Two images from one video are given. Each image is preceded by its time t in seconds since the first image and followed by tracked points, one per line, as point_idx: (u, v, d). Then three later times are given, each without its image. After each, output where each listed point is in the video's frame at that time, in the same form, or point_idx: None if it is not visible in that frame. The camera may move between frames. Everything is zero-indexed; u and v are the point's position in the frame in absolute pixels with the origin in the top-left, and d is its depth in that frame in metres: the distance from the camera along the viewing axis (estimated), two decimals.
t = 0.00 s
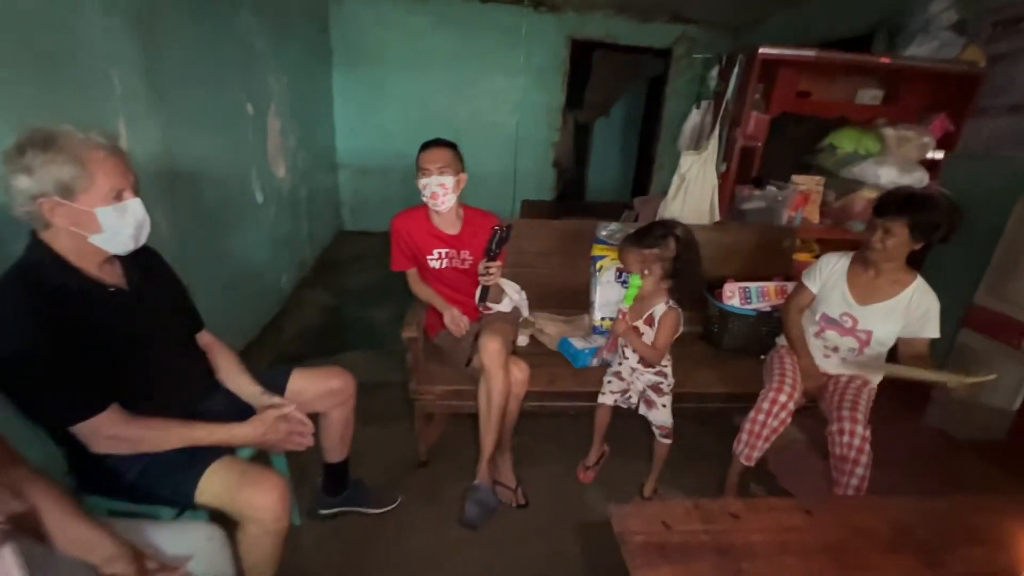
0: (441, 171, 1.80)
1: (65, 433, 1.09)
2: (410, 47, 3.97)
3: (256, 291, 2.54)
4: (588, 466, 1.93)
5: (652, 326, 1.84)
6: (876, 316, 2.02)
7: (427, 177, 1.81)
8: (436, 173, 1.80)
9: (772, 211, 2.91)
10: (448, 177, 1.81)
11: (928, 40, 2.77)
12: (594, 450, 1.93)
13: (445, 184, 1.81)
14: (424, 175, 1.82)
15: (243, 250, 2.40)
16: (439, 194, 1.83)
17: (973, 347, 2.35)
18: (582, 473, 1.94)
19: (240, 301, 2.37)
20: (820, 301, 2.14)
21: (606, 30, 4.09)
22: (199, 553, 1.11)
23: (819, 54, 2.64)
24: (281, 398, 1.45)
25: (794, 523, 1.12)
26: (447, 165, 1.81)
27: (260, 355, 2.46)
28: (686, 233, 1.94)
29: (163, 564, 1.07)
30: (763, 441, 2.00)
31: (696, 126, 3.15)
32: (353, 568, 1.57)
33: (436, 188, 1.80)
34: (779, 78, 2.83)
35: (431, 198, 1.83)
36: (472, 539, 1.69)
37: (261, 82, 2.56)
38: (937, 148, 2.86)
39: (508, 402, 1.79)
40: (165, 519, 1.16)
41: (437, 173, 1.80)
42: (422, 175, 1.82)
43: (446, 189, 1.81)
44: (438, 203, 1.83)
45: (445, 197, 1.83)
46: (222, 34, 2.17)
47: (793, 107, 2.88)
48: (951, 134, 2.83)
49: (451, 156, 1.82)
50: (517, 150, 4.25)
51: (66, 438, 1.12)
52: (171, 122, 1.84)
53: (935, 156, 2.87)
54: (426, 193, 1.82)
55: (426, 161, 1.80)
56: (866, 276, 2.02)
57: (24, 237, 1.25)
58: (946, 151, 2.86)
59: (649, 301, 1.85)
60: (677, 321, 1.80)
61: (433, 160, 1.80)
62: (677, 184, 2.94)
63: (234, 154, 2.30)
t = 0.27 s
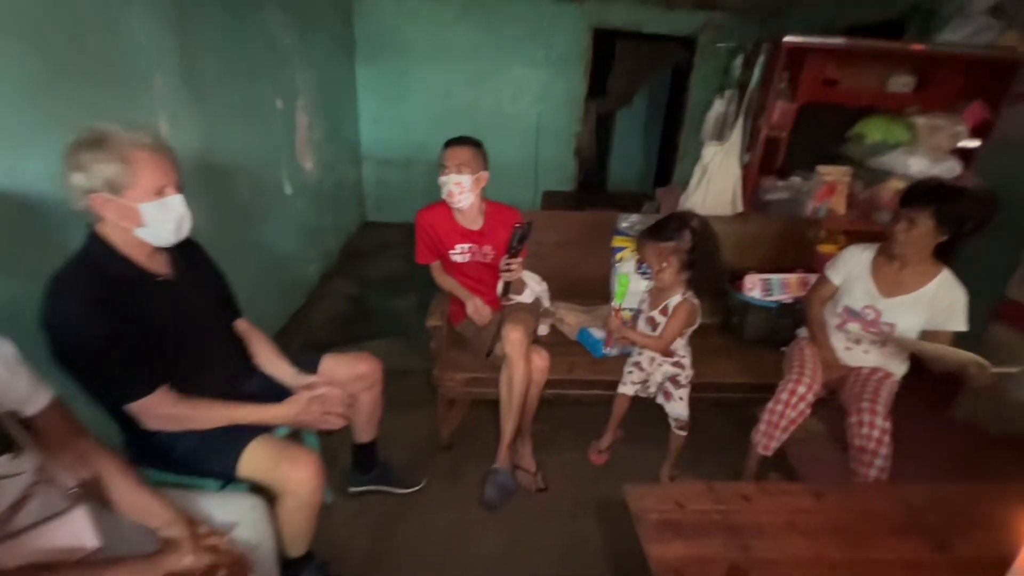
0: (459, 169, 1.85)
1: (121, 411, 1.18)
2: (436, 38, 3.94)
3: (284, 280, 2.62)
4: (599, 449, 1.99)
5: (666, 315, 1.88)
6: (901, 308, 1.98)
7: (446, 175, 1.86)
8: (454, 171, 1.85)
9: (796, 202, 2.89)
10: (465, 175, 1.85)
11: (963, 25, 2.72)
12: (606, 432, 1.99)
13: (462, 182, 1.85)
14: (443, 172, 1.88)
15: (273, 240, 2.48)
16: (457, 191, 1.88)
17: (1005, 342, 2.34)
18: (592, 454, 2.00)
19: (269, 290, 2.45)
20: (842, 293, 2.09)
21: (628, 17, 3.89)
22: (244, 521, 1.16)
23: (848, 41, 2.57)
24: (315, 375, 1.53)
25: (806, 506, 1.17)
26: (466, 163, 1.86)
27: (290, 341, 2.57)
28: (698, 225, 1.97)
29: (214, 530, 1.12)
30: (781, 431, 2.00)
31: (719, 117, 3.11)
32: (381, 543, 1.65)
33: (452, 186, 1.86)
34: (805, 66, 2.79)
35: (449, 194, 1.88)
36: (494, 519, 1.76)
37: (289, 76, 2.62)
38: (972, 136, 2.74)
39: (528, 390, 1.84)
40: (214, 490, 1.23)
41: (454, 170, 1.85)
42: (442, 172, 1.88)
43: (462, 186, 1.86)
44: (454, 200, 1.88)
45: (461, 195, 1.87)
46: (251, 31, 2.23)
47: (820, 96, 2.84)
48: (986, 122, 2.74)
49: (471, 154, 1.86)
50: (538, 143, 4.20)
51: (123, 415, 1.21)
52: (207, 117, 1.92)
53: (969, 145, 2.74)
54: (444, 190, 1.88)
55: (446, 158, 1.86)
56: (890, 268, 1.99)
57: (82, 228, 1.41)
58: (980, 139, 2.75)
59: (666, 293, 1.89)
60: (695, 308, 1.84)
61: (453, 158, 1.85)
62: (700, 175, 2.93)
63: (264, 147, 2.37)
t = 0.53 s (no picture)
0: (482, 169, 1.88)
1: (169, 394, 1.27)
2: (455, 33, 3.97)
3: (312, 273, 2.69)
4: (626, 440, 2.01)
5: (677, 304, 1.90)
6: (927, 300, 1.95)
7: (469, 174, 1.90)
8: (478, 170, 1.89)
9: (820, 191, 2.82)
10: (488, 174, 1.88)
11: (999, 8, 2.66)
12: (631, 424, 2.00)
13: (485, 180, 1.89)
14: (468, 171, 1.91)
15: (302, 234, 2.56)
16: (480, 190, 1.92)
17: None
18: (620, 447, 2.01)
19: (298, 283, 2.53)
20: (869, 285, 2.07)
21: (652, 6, 3.84)
22: (284, 500, 1.23)
23: (877, 27, 2.51)
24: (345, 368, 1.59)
25: (823, 492, 1.20)
26: (489, 162, 1.88)
27: (320, 332, 2.65)
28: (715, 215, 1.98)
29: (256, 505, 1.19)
30: (803, 422, 1.98)
31: (743, 107, 3.11)
32: (410, 526, 1.72)
33: (475, 184, 1.89)
34: (832, 55, 2.78)
35: (472, 193, 1.92)
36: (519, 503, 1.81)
37: (315, 74, 2.67)
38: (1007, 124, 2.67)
39: (550, 379, 1.88)
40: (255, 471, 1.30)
41: (478, 170, 1.89)
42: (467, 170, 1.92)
43: (484, 186, 1.89)
44: (477, 198, 1.92)
45: (484, 194, 1.90)
46: (278, 32, 2.28)
47: (846, 85, 2.83)
48: None
49: (495, 154, 1.89)
50: (558, 136, 4.20)
51: (172, 399, 1.29)
52: (239, 116, 1.99)
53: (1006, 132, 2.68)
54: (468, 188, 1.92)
55: (471, 157, 1.90)
56: (916, 258, 1.96)
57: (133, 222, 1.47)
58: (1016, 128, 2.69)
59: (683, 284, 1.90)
60: (708, 297, 1.84)
61: (477, 157, 1.89)
62: (722, 165, 2.84)
63: (293, 144, 2.44)
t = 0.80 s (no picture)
0: (500, 174, 1.90)
1: (199, 390, 1.32)
2: (468, 33, 3.99)
3: (330, 272, 2.74)
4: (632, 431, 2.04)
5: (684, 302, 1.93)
6: (946, 297, 1.90)
7: (487, 178, 1.92)
8: (496, 175, 1.91)
9: (838, 188, 2.80)
10: (506, 179, 1.90)
11: None
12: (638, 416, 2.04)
13: (503, 185, 1.91)
14: (486, 175, 1.93)
15: (320, 234, 2.61)
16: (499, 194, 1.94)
17: None
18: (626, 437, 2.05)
19: (317, 282, 2.58)
20: (886, 281, 2.01)
21: (666, 2, 3.82)
22: (310, 490, 1.27)
23: (895, 20, 2.48)
24: (365, 366, 1.63)
25: (835, 486, 1.22)
26: (506, 166, 1.90)
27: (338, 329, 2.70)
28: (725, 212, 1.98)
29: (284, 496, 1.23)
30: (819, 420, 1.97)
31: (758, 102, 3.08)
32: (429, 518, 1.76)
33: (494, 190, 1.91)
34: (849, 48, 2.67)
35: (490, 197, 1.94)
36: (536, 497, 1.84)
37: (331, 77, 2.71)
38: None
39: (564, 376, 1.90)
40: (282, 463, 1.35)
41: (496, 175, 1.90)
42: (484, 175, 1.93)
43: (503, 190, 1.91)
44: (496, 203, 1.94)
45: (502, 198, 1.93)
46: (295, 36, 2.32)
47: (865, 78, 2.71)
48: None
49: (512, 158, 1.90)
50: (572, 134, 4.21)
51: (201, 394, 1.34)
52: (259, 120, 2.03)
53: None
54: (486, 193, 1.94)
55: (487, 162, 1.91)
56: (935, 256, 1.89)
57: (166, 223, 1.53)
58: None
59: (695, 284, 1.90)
60: (718, 296, 1.84)
61: (495, 161, 1.90)
62: (737, 161, 2.81)
63: (311, 147, 2.48)
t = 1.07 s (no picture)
0: (534, 171, 1.91)
1: (229, 390, 1.36)
2: (485, 42, 4.04)
3: (350, 277, 2.79)
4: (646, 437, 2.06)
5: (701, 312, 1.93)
6: (968, 304, 1.81)
7: (520, 175, 1.92)
8: (530, 172, 1.91)
9: (857, 194, 2.72)
10: (539, 175, 1.91)
11: None
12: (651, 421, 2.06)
13: (537, 182, 1.92)
14: (518, 171, 1.92)
15: (341, 240, 2.66)
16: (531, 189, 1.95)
17: None
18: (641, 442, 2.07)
19: (338, 287, 2.63)
20: (906, 289, 1.92)
21: (683, 9, 3.84)
22: (334, 489, 1.31)
23: (914, 27, 2.46)
24: (386, 369, 1.67)
25: (847, 492, 1.23)
26: (539, 163, 1.91)
27: (358, 333, 2.74)
28: (743, 221, 2.00)
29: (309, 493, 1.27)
30: (836, 428, 1.89)
31: (775, 107, 3.04)
32: (446, 518, 1.79)
33: (528, 186, 1.92)
34: (868, 54, 2.66)
35: (523, 193, 1.95)
36: (552, 499, 1.87)
37: (352, 87, 2.77)
38: None
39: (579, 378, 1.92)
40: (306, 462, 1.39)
41: (529, 171, 1.91)
42: (516, 171, 1.93)
43: (537, 186, 1.93)
44: (529, 198, 1.96)
45: (536, 193, 1.95)
46: (319, 48, 2.39)
47: (884, 84, 2.69)
48: None
49: (543, 155, 1.91)
50: (588, 140, 4.23)
51: (231, 394, 1.40)
52: (284, 129, 2.09)
53: None
54: (519, 188, 1.95)
55: (519, 159, 1.90)
56: (959, 262, 1.80)
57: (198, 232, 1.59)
58: None
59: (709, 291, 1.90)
60: (733, 304, 1.84)
61: (528, 158, 1.90)
62: (754, 168, 2.82)
63: (333, 155, 2.54)
